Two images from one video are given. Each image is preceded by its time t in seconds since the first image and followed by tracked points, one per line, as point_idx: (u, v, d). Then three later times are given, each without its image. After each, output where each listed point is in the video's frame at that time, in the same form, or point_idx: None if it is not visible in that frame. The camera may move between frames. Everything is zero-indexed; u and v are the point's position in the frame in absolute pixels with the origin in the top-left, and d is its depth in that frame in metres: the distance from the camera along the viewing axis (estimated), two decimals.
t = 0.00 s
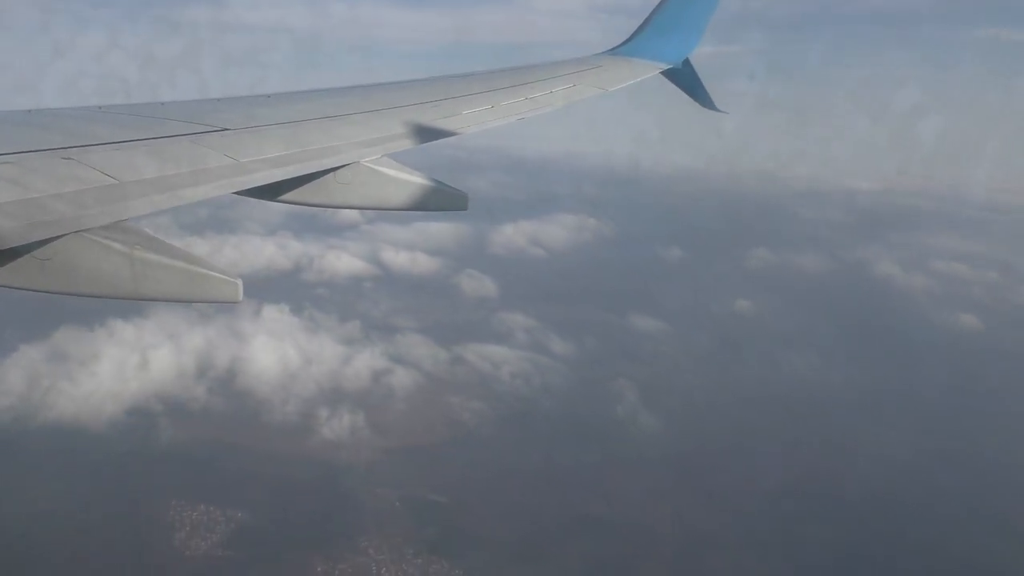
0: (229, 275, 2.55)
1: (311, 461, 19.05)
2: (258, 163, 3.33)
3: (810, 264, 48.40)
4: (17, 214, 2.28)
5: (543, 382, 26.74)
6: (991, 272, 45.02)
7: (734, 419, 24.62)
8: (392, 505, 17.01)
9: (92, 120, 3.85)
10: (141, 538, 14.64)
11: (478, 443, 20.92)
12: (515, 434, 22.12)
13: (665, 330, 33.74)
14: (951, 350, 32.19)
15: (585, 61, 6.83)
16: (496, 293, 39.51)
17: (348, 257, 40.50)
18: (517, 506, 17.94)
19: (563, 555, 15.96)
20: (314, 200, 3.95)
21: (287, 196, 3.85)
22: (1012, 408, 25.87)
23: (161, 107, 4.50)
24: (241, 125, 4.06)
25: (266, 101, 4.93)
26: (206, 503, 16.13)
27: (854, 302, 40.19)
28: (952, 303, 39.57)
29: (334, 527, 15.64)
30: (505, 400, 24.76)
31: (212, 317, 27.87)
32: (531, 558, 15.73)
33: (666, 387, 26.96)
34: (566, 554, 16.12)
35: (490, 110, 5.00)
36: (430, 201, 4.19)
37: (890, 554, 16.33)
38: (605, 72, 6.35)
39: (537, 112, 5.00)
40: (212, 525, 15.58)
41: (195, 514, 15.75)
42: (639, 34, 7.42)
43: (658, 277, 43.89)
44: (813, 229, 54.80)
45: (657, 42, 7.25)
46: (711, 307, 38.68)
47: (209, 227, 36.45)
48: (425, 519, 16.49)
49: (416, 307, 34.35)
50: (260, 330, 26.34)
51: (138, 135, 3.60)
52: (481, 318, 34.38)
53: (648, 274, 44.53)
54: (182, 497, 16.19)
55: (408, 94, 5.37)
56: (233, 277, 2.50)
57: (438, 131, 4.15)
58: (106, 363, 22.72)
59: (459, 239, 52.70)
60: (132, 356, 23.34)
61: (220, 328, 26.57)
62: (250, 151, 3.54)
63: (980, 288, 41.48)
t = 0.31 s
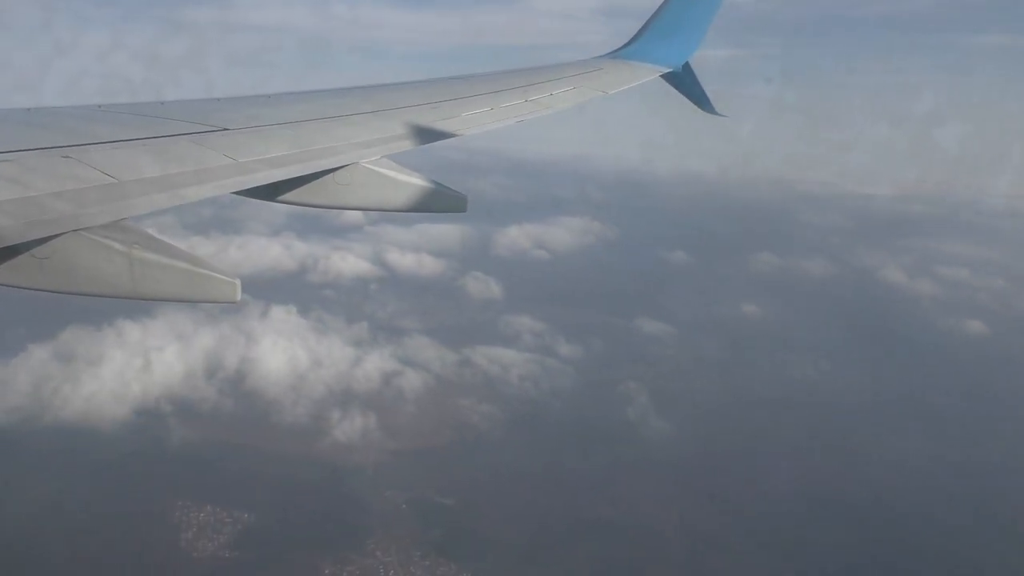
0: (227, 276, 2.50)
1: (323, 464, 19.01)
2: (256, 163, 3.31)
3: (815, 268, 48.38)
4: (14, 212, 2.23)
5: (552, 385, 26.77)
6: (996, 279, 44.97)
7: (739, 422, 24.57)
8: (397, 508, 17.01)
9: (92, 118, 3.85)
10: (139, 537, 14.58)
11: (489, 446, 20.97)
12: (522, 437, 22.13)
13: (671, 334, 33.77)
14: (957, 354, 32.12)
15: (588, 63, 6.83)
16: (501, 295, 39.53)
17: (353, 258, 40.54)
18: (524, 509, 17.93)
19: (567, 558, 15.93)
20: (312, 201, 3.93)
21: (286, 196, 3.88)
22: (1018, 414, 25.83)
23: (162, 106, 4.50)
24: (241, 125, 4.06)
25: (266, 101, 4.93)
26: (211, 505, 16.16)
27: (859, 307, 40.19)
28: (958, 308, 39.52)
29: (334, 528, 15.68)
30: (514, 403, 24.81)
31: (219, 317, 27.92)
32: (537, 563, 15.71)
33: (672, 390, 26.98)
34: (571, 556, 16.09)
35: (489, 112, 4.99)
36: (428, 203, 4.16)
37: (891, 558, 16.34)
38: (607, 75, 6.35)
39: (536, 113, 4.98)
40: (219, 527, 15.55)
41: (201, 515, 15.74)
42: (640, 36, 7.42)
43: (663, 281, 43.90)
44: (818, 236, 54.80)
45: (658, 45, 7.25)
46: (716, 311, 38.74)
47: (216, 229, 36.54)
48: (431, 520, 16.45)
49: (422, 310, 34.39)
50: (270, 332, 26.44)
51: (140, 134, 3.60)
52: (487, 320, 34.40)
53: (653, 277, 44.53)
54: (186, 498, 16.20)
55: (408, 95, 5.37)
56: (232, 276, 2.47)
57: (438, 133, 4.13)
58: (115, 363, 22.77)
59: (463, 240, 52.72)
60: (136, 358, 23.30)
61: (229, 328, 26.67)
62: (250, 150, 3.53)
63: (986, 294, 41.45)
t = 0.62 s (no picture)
0: (226, 274, 2.51)
1: (336, 464, 19.00)
2: (254, 163, 3.28)
3: (819, 268, 48.35)
4: (14, 209, 2.21)
5: (560, 386, 26.79)
6: (999, 281, 44.93)
7: (742, 423, 24.55)
8: (403, 508, 17.01)
9: (94, 117, 3.84)
10: (139, 537, 14.56)
11: (498, 446, 20.99)
12: (528, 437, 22.13)
13: (676, 335, 33.78)
14: (961, 354, 32.07)
15: (590, 63, 6.82)
16: (506, 295, 39.53)
17: (357, 258, 40.56)
18: (531, 509, 17.91)
19: (570, 558, 15.91)
20: (310, 202, 3.90)
21: (285, 195, 3.86)
22: None
23: (162, 104, 4.48)
24: (243, 124, 4.04)
25: (267, 100, 4.92)
26: (217, 505, 16.19)
27: (862, 307, 40.17)
28: (962, 309, 39.47)
29: (336, 527, 15.67)
30: (522, 403, 24.83)
31: (226, 316, 27.94)
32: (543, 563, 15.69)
33: (677, 390, 26.97)
34: (576, 557, 16.07)
35: (489, 113, 4.97)
36: (428, 203, 4.13)
37: (891, 557, 16.35)
38: (606, 76, 6.34)
39: (535, 114, 4.95)
40: (225, 527, 15.56)
41: (207, 515, 15.74)
42: (641, 36, 7.41)
43: (666, 282, 43.91)
44: (821, 237, 54.75)
45: (658, 45, 7.25)
46: (720, 312, 38.78)
47: (220, 229, 36.59)
48: (438, 520, 16.43)
49: (427, 309, 34.41)
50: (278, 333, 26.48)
51: (142, 132, 3.58)
52: (493, 320, 34.41)
53: (656, 279, 44.53)
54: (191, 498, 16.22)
55: (409, 94, 5.35)
56: (233, 275, 2.49)
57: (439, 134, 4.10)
58: (123, 362, 22.84)
59: (466, 239, 52.73)
60: (143, 358, 23.35)
61: (237, 328, 26.72)
62: (249, 149, 3.52)
63: (989, 296, 41.44)
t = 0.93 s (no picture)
0: (225, 273, 2.53)
1: (349, 466, 19.01)
2: (256, 163, 3.28)
3: (825, 269, 48.32)
4: (15, 209, 2.22)
5: (571, 386, 26.78)
6: (1007, 283, 44.86)
7: (749, 424, 24.51)
8: (413, 508, 17.02)
9: (99, 116, 3.84)
10: (140, 538, 14.55)
11: (509, 446, 21.02)
12: (537, 437, 22.11)
13: (684, 336, 33.77)
14: (967, 355, 31.87)
15: (595, 64, 6.81)
16: (513, 295, 39.54)
17: (365, 258, 40.61)
18: (538, 509, 17.90)
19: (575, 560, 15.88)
20: (311, 202, 3.89)
21: (286, 195, 3.85)
22: None
23: (165, 104, 4.48)
24: (245, 124, 4.03)
25: (271, 100, 4.91)
26: (226, 505, 16.23)
27: (869, 308, 40.14)
28: (970, 311, 39.28)
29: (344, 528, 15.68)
30: (533, 403, 24.86)
31: (236, 316, 27.99)
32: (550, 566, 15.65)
33: (685, 391, 26.97)
34: (583, 559, 16.04)
35: (492, 113, 4.95)
36: (431, 203, 4.11)
37: (896, 559, 16.30)
38: (608, 76, 6.31)
39: (538, 114, 4.94)
40: (235, 527, 15.60)
41: (217, 516, 15.78)
42: (644, 36, 7.39)
43: (672, 283, 43.93)
44: (828, 239, 54.73)
45: (662, 46, 7.23)
46: (727, 314, 38.73)
47: (228, 229, 36.66)
48: (448, 521, 16.42)
49: (435, 310, 34.43)
50: (289, 334, 26.54)
51: (147, 132, 3.58)
52: (502, 320, 34.43)
53: (663, 280, 44.54)
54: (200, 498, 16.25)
55: (412, 95, 5.34)
56: (235, 275, 2.51)
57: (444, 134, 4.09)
58: (137, 361, 22.90)
59: (473, 239, 52.77)
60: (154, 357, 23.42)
61: (247, 328, 26.77)
62: (252, 149, 3.51)
63: (998, 297, 41.36)
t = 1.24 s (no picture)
0: (225, 272, 2.55)
1: (361, 465, 19.01)
2: (256, 162, 3.27)
3: (831, 267, 48.23)
4: (15, 208, 2.25)
5: (582, 385, 26.78)
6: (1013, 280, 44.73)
7: (753, 424, 24.45)
8: (424, 507, 17.01)
9: (99, 116, 3.82)
10: (139, 537, 14.49)
11: (521, 446, 21.05)
12: (549, 436, 22.11)
13: (692, 334, 33.73)
14: (972, 353, 31.68)
15: (598, 62, 6.78)
16: (521, 293, 39.51)
17: (371, 257, 40.62)
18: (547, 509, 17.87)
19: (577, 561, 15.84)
20: (311, 201, 3.88)
21: (287, 196, 3.83)
22: None
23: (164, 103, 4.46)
24: (244, 123, 4.02)
25: (270, 98, 4.89)
26: (236, 504, 16.25)
27: (876, 306, 40.07)
28: (976, 308, 39.12)
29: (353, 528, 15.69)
30: (544, 403, 24.87)
31: (246, 315, 28.00)
32: (561, 566, 15.61)
33: (694, 390, 26.92)
34: (593, 559, 16.05)
35: (492, 112, 4.93)
36: (431, 202, 4.10)
37: (899, 558, 16.26)
38: (607, 76, 6.30)
39: (538, 113, 4.92)
40: (246, 527, 15.63)
41: (227, 515, 15.80)
42: (645, 32, 7.35)
43: (678, 281, 43.86)
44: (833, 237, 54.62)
45: (662, 44, 7.19)
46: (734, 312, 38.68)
47: (235, 229, 36.73)
48: (458, 520, 16.40)
49: (442, 309, 34.43)
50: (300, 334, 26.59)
51: (148, 131, 3.57)
52: (510, 319, 34.41)
53: (669, 278, 44.50)
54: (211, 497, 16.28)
55: (410, 93, 5.32)
56: (237, 275, 2.53)
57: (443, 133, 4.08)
58: (148, 360, 22.97)
59: (478, 237, 52.74)
60: (165, 356, 23.45)
61: (257, 327, 26.84)
62: (251, 148, 3.50)
63: (1005, 294, 41.24)
